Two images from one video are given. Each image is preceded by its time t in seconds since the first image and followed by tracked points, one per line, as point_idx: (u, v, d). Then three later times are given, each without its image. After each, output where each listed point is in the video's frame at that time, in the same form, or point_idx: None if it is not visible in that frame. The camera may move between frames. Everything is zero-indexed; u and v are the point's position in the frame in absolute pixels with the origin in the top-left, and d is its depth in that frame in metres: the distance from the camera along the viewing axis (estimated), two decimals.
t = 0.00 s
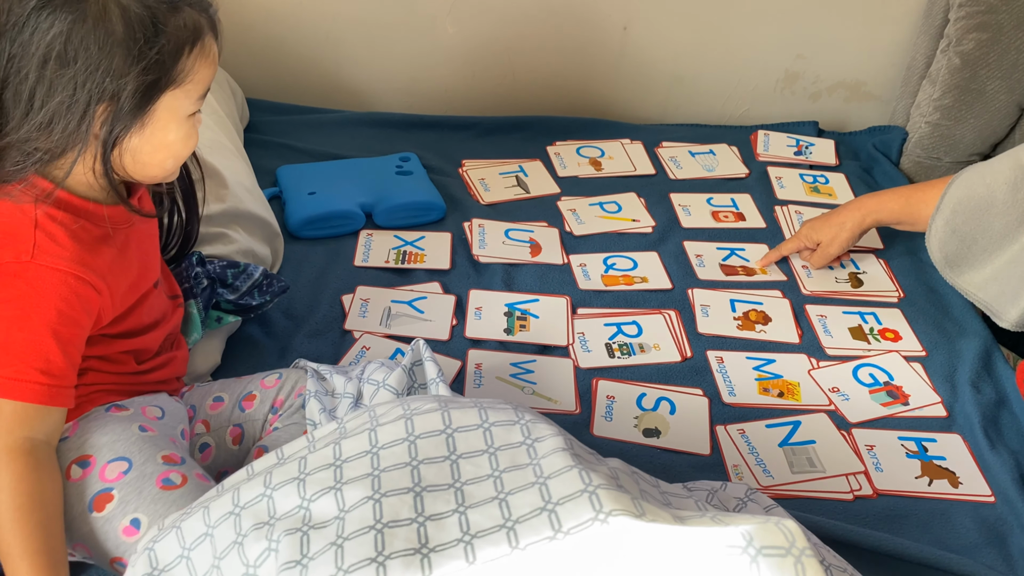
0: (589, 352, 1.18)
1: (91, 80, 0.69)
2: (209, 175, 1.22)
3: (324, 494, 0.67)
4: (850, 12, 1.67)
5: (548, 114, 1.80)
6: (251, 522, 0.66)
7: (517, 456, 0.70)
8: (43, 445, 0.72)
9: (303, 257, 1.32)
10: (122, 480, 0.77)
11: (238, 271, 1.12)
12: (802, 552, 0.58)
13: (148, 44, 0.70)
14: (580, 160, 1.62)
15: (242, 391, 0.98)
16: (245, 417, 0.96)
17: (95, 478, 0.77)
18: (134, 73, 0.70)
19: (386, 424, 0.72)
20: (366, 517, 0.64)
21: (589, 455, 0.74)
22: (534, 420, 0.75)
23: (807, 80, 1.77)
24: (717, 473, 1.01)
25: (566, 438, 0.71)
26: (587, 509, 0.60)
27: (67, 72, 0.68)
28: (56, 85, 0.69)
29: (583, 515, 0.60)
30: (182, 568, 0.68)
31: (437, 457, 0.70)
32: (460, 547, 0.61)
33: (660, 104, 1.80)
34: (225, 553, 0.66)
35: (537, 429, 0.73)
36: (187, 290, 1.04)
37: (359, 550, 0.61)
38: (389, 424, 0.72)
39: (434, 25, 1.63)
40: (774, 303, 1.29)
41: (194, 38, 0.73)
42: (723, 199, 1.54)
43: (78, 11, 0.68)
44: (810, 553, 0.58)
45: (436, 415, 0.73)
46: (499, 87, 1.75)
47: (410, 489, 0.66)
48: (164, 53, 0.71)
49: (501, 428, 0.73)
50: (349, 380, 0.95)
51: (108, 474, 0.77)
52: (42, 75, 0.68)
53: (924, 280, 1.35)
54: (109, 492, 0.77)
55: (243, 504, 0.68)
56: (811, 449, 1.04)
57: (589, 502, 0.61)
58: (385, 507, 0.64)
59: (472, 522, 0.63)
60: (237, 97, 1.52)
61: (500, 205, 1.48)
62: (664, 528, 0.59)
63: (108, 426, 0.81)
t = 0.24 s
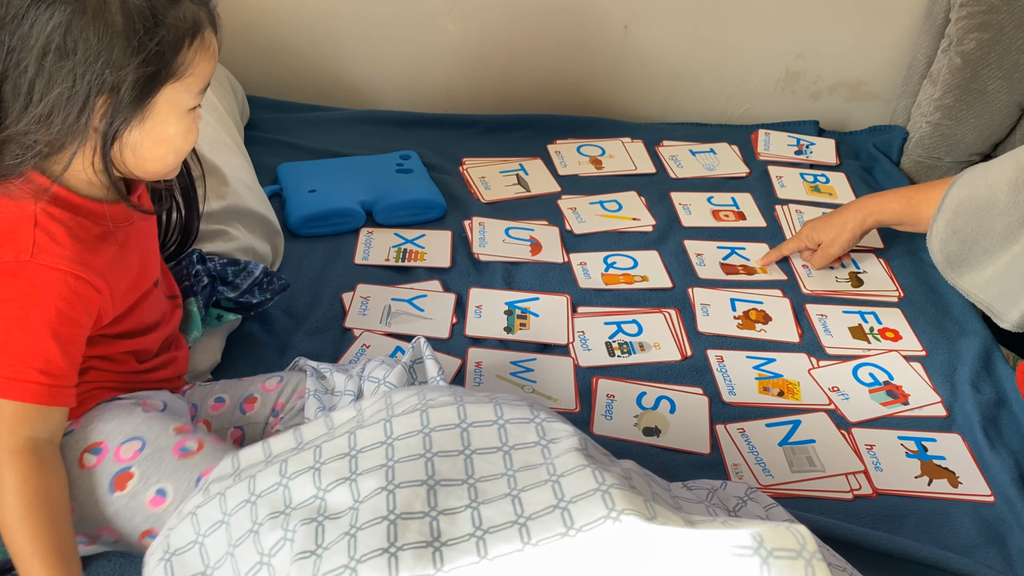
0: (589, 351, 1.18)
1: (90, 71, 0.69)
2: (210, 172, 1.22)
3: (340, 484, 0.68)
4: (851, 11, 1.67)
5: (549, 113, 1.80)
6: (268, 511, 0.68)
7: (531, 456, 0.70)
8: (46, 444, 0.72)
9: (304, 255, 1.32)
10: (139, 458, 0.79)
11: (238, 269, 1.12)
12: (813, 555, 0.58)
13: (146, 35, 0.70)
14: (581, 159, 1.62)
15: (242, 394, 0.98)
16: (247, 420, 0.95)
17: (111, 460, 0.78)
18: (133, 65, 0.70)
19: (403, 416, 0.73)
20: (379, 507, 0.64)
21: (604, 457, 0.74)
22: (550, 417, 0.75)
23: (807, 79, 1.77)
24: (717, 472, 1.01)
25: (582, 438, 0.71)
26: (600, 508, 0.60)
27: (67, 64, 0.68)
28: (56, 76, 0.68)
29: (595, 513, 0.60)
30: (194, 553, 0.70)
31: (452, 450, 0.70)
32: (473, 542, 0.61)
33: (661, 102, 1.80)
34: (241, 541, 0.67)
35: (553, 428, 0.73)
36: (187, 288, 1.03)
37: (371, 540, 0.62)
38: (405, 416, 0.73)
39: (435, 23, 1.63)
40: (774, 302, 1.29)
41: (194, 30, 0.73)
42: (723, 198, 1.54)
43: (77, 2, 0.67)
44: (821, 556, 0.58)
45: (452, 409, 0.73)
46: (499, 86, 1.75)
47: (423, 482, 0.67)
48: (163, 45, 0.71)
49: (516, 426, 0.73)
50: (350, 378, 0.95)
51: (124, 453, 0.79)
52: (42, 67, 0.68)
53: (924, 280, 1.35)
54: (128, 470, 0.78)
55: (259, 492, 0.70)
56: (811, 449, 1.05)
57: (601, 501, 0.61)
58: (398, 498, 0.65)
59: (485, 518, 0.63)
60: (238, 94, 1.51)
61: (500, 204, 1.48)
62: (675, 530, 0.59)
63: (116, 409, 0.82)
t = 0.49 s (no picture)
0: (589, 351, 1.18)
1: (114, 76, 0.70)
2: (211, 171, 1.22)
3: (372, 474, 0.68)
4: (852, 12, 1.67)
5: (550, 113, 1.81)
6: (307, 498, 0.68)
7: (558, 468, 0.70)
8: (104, 428, 0.76)
9: (304, 254, 1.32)
10: (168, 377, 0.84)
11: (239, 268, 1.13)
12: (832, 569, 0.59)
13: (168, 41, 0.71)
14: (581, 159, 1.62)
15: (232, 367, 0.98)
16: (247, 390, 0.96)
17: (147, 394, 0.83)
18: (154, 70, 0.71)
19: (432, 398, 0.72)
20: (405, 495, 0.63)
21: (631, 467, 0.72)
22: (579, 421, 0.74)
23: (808, 80, 1.78)
24: (717, 472, 1.02)
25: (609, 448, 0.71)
26: (622, 512, 0.60)
27: (91, 69, 0.70)
28: (81, 82, 0.71)
29: (617, 518, 0.60)
30: (212, 519, 0.68)
31: (480, 445, 0.70)
32: (495, 542, 0.61)
33: (661, 103, 1.81)
34: (274, 520, 0.68)
35: (581, 438, 0.72)
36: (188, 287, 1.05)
37: (394, 529, 0.61)
38: (435, 399, 0.72)
39: (436, 22, 1.63)
40: (774, 303, 1.29)
41: (213, 34, 0.74)
42: (723, 198, 1.54)
43: (99, 9, 0.69)
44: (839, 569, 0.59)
45: (482, 399, 0.73)
46: (500, 85, 1.75)
47: (450, 475, 0.66)
48: (183, 50, 0.72)
49: (545, 428, 0.72)
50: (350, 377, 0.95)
51: (154, 382, 0.84)
52: (67, 73, 0.70)
53: (924, 281, 1.36)
54: (165, 391, 0.84)
55: (290, 470, 0.69)
56: (811, 449, 1.05)
57: (624, 506, 0.60)
58: (424, 488, 0.64)
59: (508, 520, 0.63)
60: (239, 93, 1.51)
61: (501, 203, 1.48)
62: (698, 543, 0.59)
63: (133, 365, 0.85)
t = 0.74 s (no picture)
0: (589, 352, 1.18)
1: (114, 75, 0.72)
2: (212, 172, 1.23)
3: (367, 478, 0.68)
4: (852, 14, 1.67)
5: (550, 114, 1.81)
6: (303, 501, 0.68)
7: (553, 467, 0.70)
8: (114, 401, 0.77)
9: (305, 255, 1.32)
10: (180, 325, 0.90)
11: (239, 268, 1.13)
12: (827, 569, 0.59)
13: (167, 43, 0.72)
14: (582, 160, 1.63)
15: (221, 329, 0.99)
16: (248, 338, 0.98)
17: (163, 345, 0.89)
18: (152, 70, 0.72)
19: (426, 403, 0.72)
20: (400, 499, 0.64)
21: (624, 465, 0.73)
22: (573, 422, 0.74)
23: (808, 81, 1.78)
24: (717, 474, 1.02)
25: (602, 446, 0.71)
26: (618, 513, 0.60)
27: (93, 68, 0.72)
28: (83, 80, 0.73)
29: (613, 519, 0.60)
30: (208, 523, 0.68)
31: (474, 448, 0.70)
32: (492, 545, 0.61)
33: (661, 104, 1.81)
34: (270, 524, 0.67)
35: (575, 438, 0.72)
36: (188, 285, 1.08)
37: (391, 532, 0.61)
38: (429, 403, 0.72)
39: (436, 23, 1.63)
40: (774, 305, 1.30)
41: (214, 36, 0.74)
42: (723, 200, 1.54)
43: (101, 10, 0.71)
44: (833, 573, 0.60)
45: (477, 404, 0.73)
46: (501, 86, 1.75)
47: (445, 478, 0.66)
48: (181, 52, 0.73)
49: (540, 429, 0.73)
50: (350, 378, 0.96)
51: (167, 333, 0.89)
52: (70, 71, 0.73)
53: (923, 283, 1.36)
54: (181, 338, 0.89)
55: (286, 475, 0.69)
56: (809, 451, 1.05)
57: (620, 507, 0.60)
58: (420, 491, 0.64)
59: (505, 522, 0.63)
60: (240, 94, 1.52)
61: (501, 204, 1.49)
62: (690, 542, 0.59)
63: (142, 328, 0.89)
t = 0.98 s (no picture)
0: (588, 353, 1.19)
1: (99, 69, 0.72)
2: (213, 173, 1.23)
3: (371, 478, 0.68)
4: (850, 16, 1.68)
5: (550, 115, 1.81)
6: (307, 500, 0.68)
7: (556, 470, 0.71)
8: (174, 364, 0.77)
9: (305, 256, 1.33)
10: (212, 311, 0.91)
11: (238, 268, 1.13)
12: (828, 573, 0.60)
13: (151, 39, 0.72)
14: (581, 162, 1.63)
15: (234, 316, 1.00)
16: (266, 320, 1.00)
17: (199, 326, 0.89)
18: (136, 65, 0.72)
19: (431, 403, 0.73)
20: (404, 499, 0.64)
21: (627, 468, 0.74)
22: (577, 424, 0.75)
23: (807, 83, 1.78)
24: (715, 475, 1.02)
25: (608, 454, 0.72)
26: (621, 516, 0.61)
27: (80, 62, 0.73)
28: (70, 74, 0.73)
29: (616, 521, 0.61)
30: (210, 520, 0.68)
31: (479, 449, 0.71)
32: (495, 545, 0.62)
33: (661, 106, 1.81)
34: (274, 522, 0.68)
35: (578, 440, 0.74)
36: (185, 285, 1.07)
37: (395, 531, 0.61)
38: (434, 403, 0.73)
39: (437, 25, 1.64)
40: (772, 306, 1.30)
41: (198, 35, 0.75)
42: (722, 202, 1.55)
43: (86, 5, 0.72)
44: None
45: (482, 405, 0.74)
46: (500, 88, 1.76)
47: (449, 478, 0.67)
48: (165, 48, 0.73)
49: (544, 431, 0.74)
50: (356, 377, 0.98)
51: (201, 316, 0.89)
52: (59, 65, 0.73)
53: (921, 285, 1.36)
54: (217, 322, 0.90)
55: (289, 473, 0.69)
56: (807, 452, 1.06)
57: (623, 510, 0.61)
58: (424, 491, 0.65)
59: (507, 523, 0.64)
60: (240, 95, 1.52)
61: (501, 206, 1.49)
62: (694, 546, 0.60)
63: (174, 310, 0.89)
